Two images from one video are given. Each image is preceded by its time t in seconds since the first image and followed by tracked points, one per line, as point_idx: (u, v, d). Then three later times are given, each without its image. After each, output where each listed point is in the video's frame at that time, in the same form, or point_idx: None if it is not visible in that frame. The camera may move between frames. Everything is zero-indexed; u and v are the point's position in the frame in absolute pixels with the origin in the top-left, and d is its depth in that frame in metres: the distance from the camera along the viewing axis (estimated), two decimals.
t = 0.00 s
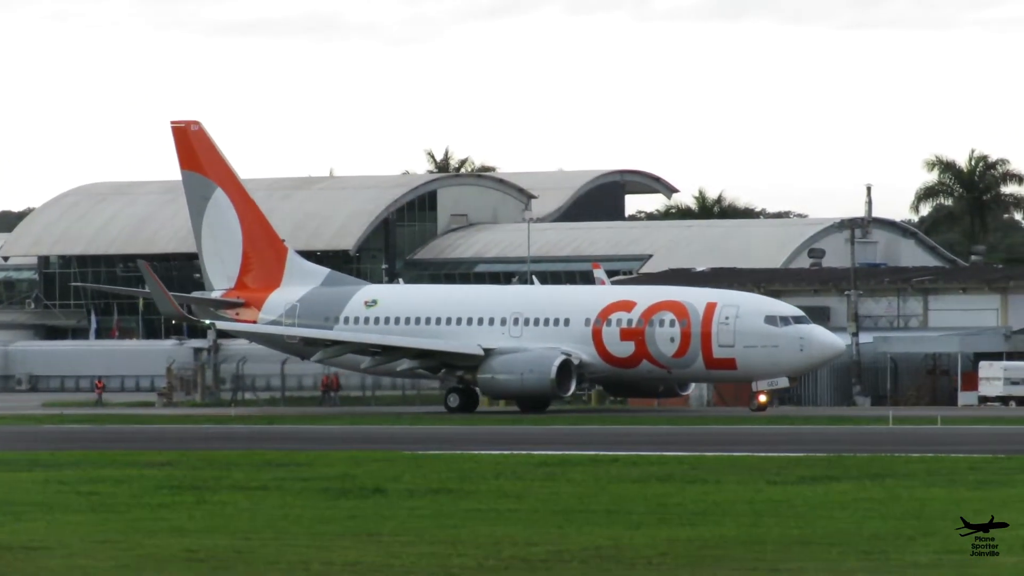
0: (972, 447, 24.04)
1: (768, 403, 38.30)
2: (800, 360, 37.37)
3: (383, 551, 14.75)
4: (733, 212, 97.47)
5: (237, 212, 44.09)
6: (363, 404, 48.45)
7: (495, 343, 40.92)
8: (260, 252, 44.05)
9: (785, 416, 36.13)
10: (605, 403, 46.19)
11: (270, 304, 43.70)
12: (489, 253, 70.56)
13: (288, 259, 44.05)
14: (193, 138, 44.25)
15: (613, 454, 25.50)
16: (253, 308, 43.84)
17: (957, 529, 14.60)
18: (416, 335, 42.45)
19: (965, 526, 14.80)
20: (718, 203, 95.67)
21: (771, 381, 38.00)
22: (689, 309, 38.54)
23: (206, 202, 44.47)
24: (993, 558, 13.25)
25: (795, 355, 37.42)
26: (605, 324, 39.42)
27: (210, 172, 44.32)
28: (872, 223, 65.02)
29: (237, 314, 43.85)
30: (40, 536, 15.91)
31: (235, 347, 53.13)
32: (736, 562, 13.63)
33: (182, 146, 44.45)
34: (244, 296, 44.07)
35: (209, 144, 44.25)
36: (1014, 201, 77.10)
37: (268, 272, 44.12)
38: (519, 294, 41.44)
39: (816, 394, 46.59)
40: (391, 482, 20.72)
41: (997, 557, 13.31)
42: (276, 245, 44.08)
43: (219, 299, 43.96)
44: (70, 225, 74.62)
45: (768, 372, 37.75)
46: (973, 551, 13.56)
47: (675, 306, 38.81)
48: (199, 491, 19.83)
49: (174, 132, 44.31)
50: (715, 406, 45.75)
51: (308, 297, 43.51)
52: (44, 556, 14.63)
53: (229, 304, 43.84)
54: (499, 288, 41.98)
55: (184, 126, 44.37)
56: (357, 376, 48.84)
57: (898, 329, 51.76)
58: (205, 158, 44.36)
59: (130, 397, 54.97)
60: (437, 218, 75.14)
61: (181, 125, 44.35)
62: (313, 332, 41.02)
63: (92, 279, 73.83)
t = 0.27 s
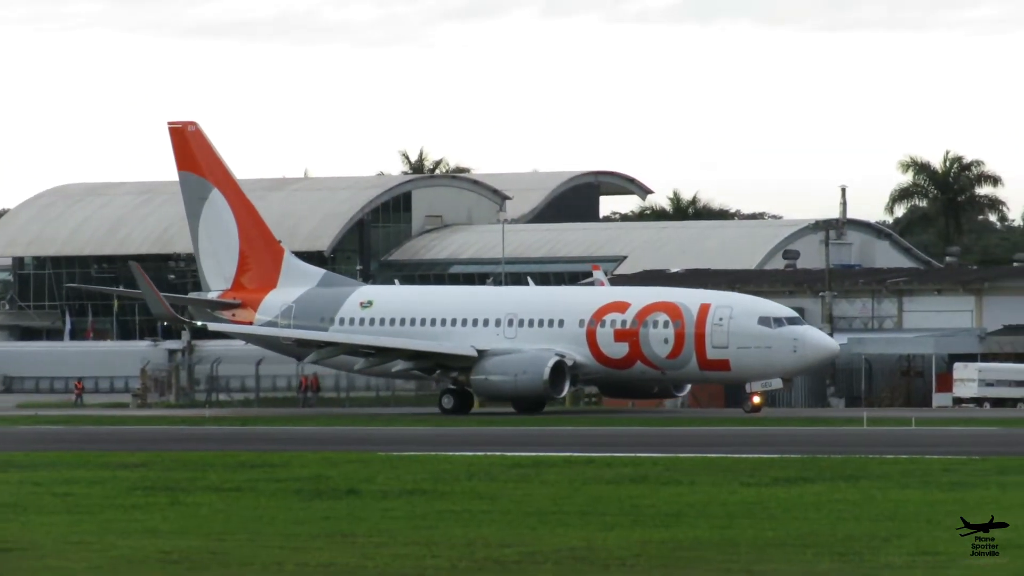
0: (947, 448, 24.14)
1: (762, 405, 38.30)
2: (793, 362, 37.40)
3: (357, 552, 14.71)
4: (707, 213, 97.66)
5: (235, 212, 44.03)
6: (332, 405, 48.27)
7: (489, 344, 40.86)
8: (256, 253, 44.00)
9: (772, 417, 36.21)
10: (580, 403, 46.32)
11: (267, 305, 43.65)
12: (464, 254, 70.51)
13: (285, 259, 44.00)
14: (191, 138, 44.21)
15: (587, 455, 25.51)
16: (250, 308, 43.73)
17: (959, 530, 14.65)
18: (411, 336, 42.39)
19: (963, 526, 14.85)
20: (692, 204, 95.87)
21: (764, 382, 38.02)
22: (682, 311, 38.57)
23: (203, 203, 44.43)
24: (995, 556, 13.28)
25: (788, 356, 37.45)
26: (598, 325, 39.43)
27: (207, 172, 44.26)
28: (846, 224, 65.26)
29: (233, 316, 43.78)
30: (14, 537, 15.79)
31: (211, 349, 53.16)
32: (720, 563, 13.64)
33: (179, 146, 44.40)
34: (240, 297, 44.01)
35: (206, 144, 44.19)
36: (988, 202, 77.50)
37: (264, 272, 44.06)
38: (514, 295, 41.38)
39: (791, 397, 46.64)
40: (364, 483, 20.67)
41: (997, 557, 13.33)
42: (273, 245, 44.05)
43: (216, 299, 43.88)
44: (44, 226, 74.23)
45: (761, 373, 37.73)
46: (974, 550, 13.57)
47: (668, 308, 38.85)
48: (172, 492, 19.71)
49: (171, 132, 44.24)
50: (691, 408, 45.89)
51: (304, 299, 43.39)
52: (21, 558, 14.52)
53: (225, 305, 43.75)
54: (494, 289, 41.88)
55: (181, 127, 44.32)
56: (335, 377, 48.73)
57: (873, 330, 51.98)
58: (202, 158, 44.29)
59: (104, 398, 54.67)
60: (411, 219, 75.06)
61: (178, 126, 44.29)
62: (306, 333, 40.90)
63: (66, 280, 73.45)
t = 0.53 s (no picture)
0: (926, 452, 24.21)
1: (760, 409, 38.25)
2: (790, 366, 37.27)
3: (336, 557, 14.65)
4: (684, 218, 97.83)
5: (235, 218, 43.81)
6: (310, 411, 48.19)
7: (485, 349, 40.83)
8: (257, 259, 43.83)
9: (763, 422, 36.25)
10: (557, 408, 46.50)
11: (266, 310, 43.55)
12: (441, 258, 70.41)
13: (285, 265, 43.91)
14: (191, 143, 43.76)
15: (565, 459, 25.47)
16: (249, 313, 43.72)
17: (960, 529, 14.89)
18: (408, 341, 42.30)
19: (964, 526, 15.07)
20: (669, 209, 96.01)
21: (761, 387, 37.98)
22: (679, 315, 38.48)
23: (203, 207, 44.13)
24: (994, 556, 13.48)
25: (784, 361, 37.30)
26: (596, 330, 39.38)
27: (207, 177, 43.89)
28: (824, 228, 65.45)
29: (232, 320, 43.77)
30: None
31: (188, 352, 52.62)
32: (707, 567, 13.62)
33: (179, 150, 43.97)
34: (240, 301, 43.93)
35: (207, 149, 43.78)
36: (965, 207, 77.79)
37: (264, 278, 43.95)
38: (511, 299, 41.34)
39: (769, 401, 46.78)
40: (338, 487, 20.60)
41: (996, 557, 13.48)
42: (273, 251, 43.91)
43: (216, 304, 43.79)
44: (22, 230, 73.90)
45: (758, 378, 37.62)
46: (974, 551, 13.71)
47: (666, 312, 38.74)
48: (149, 497, 19.59)
49: (171, 136, 43.78)
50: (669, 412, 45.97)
51: (303, 303, 43.29)
52: None
53: (225, 310, 43.71)
54: (491, 293, 41.84)
55: (180, 130, 43.85)
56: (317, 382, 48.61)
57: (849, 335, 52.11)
58: (202, 162, 43.87)
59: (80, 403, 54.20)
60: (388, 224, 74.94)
61: (177, 129, 43.83)
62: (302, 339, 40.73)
63: (42, 284, 73.07)
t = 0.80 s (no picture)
0: (905, 460, 24.28)
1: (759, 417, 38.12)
2: (789, 374, 37.12)
3: (315, 564, 14.60)
4: (664, 225, 98.02)
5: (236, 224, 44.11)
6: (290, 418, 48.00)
7: (486, 356, 40.67)
8: (258, 265, 44.06)
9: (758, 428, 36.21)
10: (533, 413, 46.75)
11: (268, 316, 43.54)
12: (420, 266, 70.36)
13: (286, 271, 44.05)
14: (192, 150, 44.18)
15: (546, 466, 25.47)
16: (251, 320, 43.62)
17: (961, 530, 15.29)
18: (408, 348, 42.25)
19: (965, 527, 15.45)
20: (649, 216, 96.18)
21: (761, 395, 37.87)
22: (679, 322, 38.30)
23: (205, 214, 44.48)
24: (992, 556, 13.72)
25: (784, 368, 37.15)
26: (596, 338, 39.21)
27: (208, 184, 44.27)
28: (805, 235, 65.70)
29: (234, 327, 43.70)
30: None
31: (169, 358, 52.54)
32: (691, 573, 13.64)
33: (181, 158, 44.40)
34: (241, 309, 43.93)
35: (207, 155, 44.19)
36: (945, 214, 78.16)
37: (265, 284, 44.10)
38: (511, 306, 41.18)
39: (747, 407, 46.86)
40: (316, 494, 20.53)
41: (995, 556, 13.76)
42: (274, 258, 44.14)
43: (217, 311, 43.83)
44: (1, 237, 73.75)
45: (758, 385, 37.45)
46: (975, 551, 13.99)
47: (665, 319, 38.57)
48: (130, 504, 19.52)
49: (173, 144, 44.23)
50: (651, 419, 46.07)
51: (305, 311, 43.32)
52: None
53: (227, 317, 43.70)
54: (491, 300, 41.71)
55: (182, 138, 44.32)
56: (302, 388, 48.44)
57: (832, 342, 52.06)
58: (203, 169, 44.28)
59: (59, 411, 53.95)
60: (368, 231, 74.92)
61: (180, 137, 44.30)
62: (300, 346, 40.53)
63: (22, 291, 72.86)
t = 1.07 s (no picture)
0: (884, 464, 24.33)
1: (757, 419, 38.05)
2: (788, 377, 37.10)
3: (294, 567, 14.56)
4: (644, 229, 98.15)
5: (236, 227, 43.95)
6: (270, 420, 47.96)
7: (486, 359, 40.70)
8: (258, 268, 43.94)
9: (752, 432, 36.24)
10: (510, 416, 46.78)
11: (269, 320, 43.50)
12: (399, 269, 70.27)
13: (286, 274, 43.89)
14: (192, 153, 43.99)
15: (525, 470, 25.45)
16: (251, 323, 43.58)
17: (961, 531, 15.49)
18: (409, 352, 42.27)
19: (965, 527, 15.74)
20: (628, 220, 96.30)
21: (760, 398, 37.71)
22: (678, 325, 38.27)
23: (206, 217, 44.30)
24: (994, 557, 13.84)
25: (783, 372, 37.12)
26: (595, 341, 39.18)
27: (209, 187, 44.10)
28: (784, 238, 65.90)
29: (234, 330, 43.63)
30: None
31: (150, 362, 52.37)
32: None
33: (181, 161, 44.22)
34: (242, 312, 43.85)
35: (208, 158, 44.01)
36: (924, 219, 78.35)
37: (266, 288, 43.95)
38: (510, 309, 41.17)
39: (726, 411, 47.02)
40: (295, 497, 20.50)
41: (996, 556, 13.95)
42: (275, 261, 43.98)
43: (218, 314, 43.73)
44: None
45: (756, 388, 37.43)
46: (975, 551, 14.18)
47: (664, 322, 38.54)
48: (108, 507, 19.43)
49: (175, 146, 43.99)
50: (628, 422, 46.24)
51: (305, 314, 43.21)
52: None
53: (227, 320, 43.61)
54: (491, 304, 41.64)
55: (184, 140, 44.08)
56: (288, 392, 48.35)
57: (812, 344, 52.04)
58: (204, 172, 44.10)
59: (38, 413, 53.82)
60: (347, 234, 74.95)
61: (181, 139, 44.05)
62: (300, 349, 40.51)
63: None
